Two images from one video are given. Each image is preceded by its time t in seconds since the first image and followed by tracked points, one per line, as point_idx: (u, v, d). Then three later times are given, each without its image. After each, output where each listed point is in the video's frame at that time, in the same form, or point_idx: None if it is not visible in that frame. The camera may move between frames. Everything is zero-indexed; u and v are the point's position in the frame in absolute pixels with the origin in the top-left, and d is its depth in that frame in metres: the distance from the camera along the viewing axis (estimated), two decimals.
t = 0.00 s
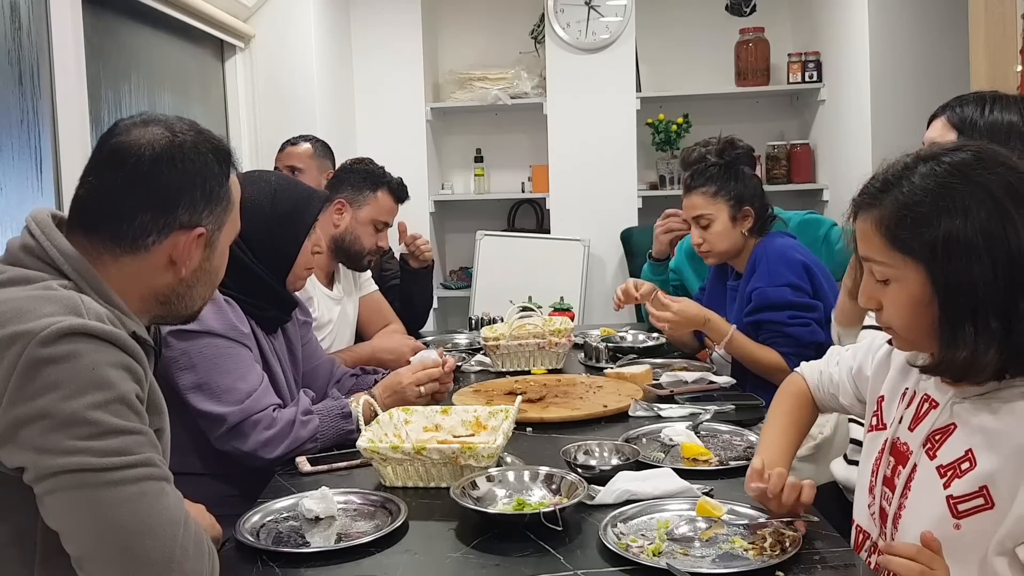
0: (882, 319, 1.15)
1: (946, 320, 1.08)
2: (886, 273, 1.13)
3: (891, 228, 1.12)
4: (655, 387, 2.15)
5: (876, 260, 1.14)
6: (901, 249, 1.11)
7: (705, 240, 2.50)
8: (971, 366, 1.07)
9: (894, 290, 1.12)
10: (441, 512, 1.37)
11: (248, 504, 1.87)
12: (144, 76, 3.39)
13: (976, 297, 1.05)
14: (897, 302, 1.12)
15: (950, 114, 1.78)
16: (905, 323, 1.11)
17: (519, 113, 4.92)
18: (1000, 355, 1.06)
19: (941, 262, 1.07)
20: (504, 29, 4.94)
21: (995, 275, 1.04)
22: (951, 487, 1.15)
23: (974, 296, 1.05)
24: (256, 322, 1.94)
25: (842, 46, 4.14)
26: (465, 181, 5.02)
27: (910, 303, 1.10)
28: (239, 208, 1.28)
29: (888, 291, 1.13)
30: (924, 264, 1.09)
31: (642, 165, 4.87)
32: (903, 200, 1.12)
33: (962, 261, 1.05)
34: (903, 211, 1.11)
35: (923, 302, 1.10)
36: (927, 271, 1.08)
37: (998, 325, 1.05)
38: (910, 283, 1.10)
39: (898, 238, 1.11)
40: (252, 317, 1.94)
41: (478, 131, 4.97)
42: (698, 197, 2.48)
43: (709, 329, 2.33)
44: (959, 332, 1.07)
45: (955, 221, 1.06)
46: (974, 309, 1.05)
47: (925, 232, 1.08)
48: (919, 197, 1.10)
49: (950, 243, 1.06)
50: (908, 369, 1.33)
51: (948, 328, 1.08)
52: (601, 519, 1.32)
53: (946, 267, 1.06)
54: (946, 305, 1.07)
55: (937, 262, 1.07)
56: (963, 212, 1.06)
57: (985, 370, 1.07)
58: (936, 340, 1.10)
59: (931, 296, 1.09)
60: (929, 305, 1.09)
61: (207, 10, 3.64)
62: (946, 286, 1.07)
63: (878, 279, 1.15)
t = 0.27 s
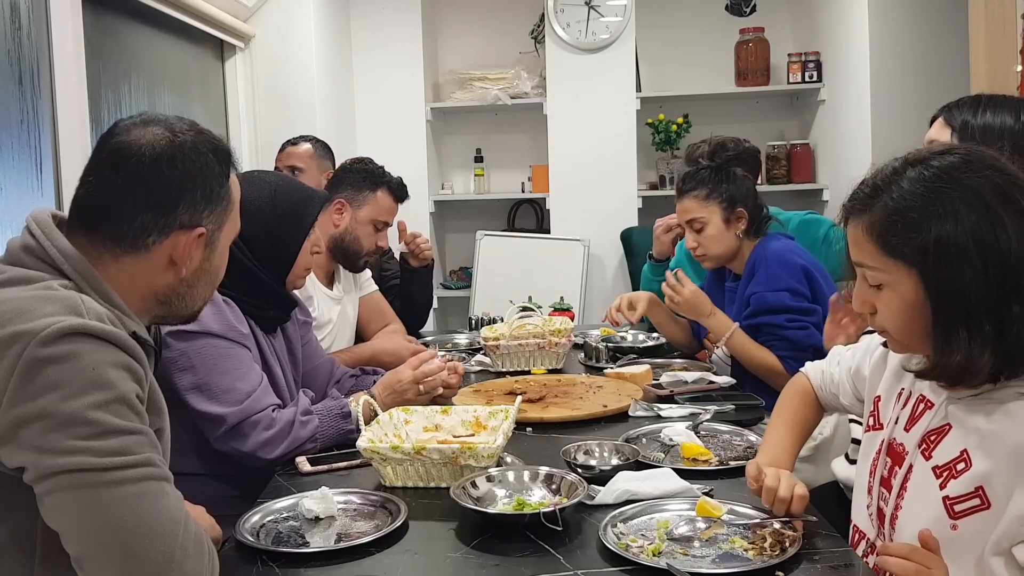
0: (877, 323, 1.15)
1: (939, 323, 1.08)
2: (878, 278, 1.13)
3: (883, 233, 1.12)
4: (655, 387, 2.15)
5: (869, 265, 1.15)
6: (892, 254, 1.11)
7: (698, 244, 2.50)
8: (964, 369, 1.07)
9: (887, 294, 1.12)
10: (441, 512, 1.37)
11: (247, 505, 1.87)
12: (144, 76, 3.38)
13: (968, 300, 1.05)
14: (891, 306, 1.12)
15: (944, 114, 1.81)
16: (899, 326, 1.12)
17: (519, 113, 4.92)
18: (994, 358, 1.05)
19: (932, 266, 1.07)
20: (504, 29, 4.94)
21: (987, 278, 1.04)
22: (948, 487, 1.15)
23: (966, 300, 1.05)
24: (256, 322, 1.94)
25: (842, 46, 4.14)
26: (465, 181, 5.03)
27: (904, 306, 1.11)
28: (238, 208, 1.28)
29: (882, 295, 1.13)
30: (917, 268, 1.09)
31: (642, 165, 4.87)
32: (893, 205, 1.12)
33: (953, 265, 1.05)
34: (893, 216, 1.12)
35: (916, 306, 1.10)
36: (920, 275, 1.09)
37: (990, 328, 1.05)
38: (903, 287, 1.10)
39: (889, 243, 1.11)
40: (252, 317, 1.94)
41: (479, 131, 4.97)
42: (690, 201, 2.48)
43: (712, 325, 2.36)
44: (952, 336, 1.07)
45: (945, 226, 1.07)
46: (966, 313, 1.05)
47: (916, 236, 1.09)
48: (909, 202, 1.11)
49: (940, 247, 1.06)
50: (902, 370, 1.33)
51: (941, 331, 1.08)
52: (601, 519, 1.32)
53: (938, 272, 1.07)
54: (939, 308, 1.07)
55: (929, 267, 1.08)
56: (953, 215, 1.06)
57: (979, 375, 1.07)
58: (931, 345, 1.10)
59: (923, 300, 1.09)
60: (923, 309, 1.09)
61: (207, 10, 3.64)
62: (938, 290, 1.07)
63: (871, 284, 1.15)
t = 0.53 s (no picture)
0: (875, 324, 1.15)
1: (937, 323, 1.08)
2: (876, 278, 1.13)
3: (881, 234, 1.12)
4: (655, 387, 2.15)
5: (866, 266, 1.15)
6: (890, 254, 1.11)
7: (695, 245, 2.48)
8: (961, 370, 1.07)
9: (885, 295, 1.12)
10: (441, 512, 1.37)
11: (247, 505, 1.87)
12: (144, 76, 3.38)
13: (965, 301, 1.05)
14: (889, 307, 1.12)
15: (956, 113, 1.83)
16: (898, 327, 1.12)
17: (519, 113, 4.92)
18: (992, 357, 1.06)
19: (931, 266, 1.07)
20: (504, 29, 4.94)
21: (984, 280, 1.04)
22: (946, 487, 1.15)
23: (964, 301, 1.05)
24: (255, 321, 1.95)
25: (842, 46, 4.14)
26: (464, 181, 5.03)
27: (902, 307, 1.11)
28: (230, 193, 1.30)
29: (880, 296, 1.13)
30: (915, 269, 1.09)
31: (642, 165, 4.87)
32: (891, 206, 1.12)
33: (951, 266, 1.05)
34: (891, 216, 1.12)
35: (914, 307, 1.10)
36: (918, 276, 1.09)
37: (988, 329, 1.05)
38: (901, 288, 1.10)
39: (887, 244, 1.11)
40: (251, 317, 1.94)
41: (479, 131, 4.97)
42: (686, 203, 2.47)
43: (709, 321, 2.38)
44: (950, 338, 1.07)
45: (942, 227, 1.07)
46: (964, 313, 1.05)
47: (914, 237, 1.09)
48: (907, 202, 1.11)
49: (938, 247, 1.06)
50: (902, 371, 1.33)
51: (938, 332, 1.08)
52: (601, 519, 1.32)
53: (936, 273, 1.07)
54: (937, 309, 1.08)
55: (927, 267, 1.08)
56: (951, 216, 1.06)
57: (977, 375, 1.07)
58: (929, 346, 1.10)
59: (922, 301, 1.09)
60: (921, 310, 1.10)
61: (207, 10, 3.64)
62: (936, 291, 1.07)
63: (868, 284, 1.15)
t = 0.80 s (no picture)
0: (878, 323, 1.15)
1: (940, 323, 1.08)
2: (879, 277, 1.13)
3: (885, 233, 1.12)
4: (655, 387, 2.15)
5: (870, 265, 1.14)
6: (894, 253, 1.11)
7: (693, 248, 2.48)
8: (963, 370, 1.07)
9: (887, 294, 1.12)
10: (441, 511, 1.37)
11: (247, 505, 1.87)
12: (144, 76, 3.38)
13: (969, 301, 1.05)
14: (892, 306, 1.12)
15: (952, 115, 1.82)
16: (901, 326, 1.11)
17: (519, 113, 4.92)
18: (994, 358, 1.06)
19: (934, 265, 1.07)
20: (504, 29, 4.94)
21: (988, 280, 1.04)
22: (947, 486, 1.15)
23: (967, 300, 1.05)
24: (255, 321, 1.95)
25: (842, 46, 4.14)
26: (465, 181, 5.03)
27: (905, 306, 1.11)
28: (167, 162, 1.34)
29: (882, 295, 1.13)
30: (918, 268, 1.09)
31: (642, 165, 4.87)
32: (895, 205, 1.12)
33: (955, 265, 1.05)
34: (895, 216, 1.12)
35: (917, 306, 1.10)
36: (922, 275, 1.09)
37: (991, 329, 1.05)
38: (904, 287, 1.10)
39: (891, 242, 1.11)
40: (251, 317, 1.94)
41: (479, 131, 4.97)
42: (683, 204, 2.46)
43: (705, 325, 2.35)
44: (953, 338, 1.07)
45: (947, 226, 1.07)
46: (967, 312, 1.05)
47: (918, 236, 1.09)
48: (912, 201, 1.11)
49: (942, 247, 1.07)
50: (903, 372, 1.34)
51: (941, 331, 1.08)
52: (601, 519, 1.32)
53: (940, 272, 1.07)
54: (940, 308, 1.08)
55: (930, 267, 1.08)
56: (956, 216, 1.06)
57: (980, 375, 1.07)
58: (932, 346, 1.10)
59: (925, 300, 1.09)
60: (924, 309, 1.10)
61: (207, 10, 3.64)
62: (940, 290, 1.07)
63: (870, 283, 1.15)
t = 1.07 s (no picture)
0: (874, 312, 1.15)
1: (934, 314, 1.08)
2: (880, 265, 1.13)
3: (890, 221, 1.12)
4: (655, 387, 2.15)
5: (872, 252, 1.15)
6: (896, 241, 1.11)
7: (693, 249, 2.48)
8: (951, 362, 1.07)
9: (885, 282, 1.12)
10: (441, 511, 1.37)
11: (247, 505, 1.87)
12: (144, 77, 3.38)
13: (964, 294, 1.05)
14: (889, 295, 1.12)
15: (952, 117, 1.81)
16: (895, 316, 1.12)
17: (519, 113, 4.92)
18: (984, 354, 1.06)
19: (934, 257, 1.07)
20: (504, 29, 4.94)
21: (986, 274, 1.04)
22: (945, 486, 1.15)
23: (962, 293, 1.05)
24: (256, 320, 1.95)
25: (842, 46, 4.14)
26: (464, 181, 5.03)
27: (901, 295, 1.11)
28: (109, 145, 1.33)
29: (880, 283, 1.14)
30: (919, 258, 1.09)
31: (642, 165, 4.88)
32: (904, 193, 1.12)
33: (955, 257, 1.05)
34: (901, 204, 1.12)
35: (913, 296, 1.10)
36: (921, 266, 1.09)
37: (983, 324, 1.05)
38: (903, 276, 1.10)
39: (895, 230, 1.11)
40: (251, 316, 1.94)
41: (479, 131, 4.98)
42: (683, 206, 2.45)
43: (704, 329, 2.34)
44: (945, 329, 1.07)
45: (952, 217, 1.07)
46: (962, 305, 1.06)
47: (921, 225, 1.09)
48: (920, 190, 1.10)
49: (943, 239, 1.06)
50: (902, 371, 1.33)
51: (933, 321, 1.08)
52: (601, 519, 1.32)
53: (938, 264, 1.07)
54: (935, 299, 1.08)
55: (930, 257, 1.08)
56: (962, 209, 1.06)
57: (968, 369, 1.07)
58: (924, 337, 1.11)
59: (921, 291, 1.09)
60: (920, 300, 1.10)
61: (208, 10, 3.65)
62: (937, 281, 1.07)
63: (870, 270, 1.15)
